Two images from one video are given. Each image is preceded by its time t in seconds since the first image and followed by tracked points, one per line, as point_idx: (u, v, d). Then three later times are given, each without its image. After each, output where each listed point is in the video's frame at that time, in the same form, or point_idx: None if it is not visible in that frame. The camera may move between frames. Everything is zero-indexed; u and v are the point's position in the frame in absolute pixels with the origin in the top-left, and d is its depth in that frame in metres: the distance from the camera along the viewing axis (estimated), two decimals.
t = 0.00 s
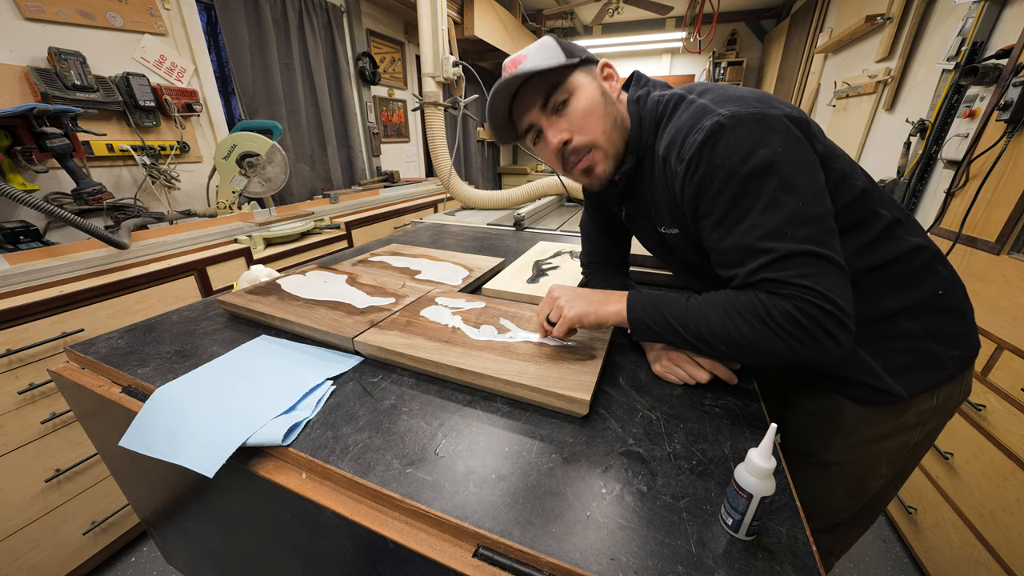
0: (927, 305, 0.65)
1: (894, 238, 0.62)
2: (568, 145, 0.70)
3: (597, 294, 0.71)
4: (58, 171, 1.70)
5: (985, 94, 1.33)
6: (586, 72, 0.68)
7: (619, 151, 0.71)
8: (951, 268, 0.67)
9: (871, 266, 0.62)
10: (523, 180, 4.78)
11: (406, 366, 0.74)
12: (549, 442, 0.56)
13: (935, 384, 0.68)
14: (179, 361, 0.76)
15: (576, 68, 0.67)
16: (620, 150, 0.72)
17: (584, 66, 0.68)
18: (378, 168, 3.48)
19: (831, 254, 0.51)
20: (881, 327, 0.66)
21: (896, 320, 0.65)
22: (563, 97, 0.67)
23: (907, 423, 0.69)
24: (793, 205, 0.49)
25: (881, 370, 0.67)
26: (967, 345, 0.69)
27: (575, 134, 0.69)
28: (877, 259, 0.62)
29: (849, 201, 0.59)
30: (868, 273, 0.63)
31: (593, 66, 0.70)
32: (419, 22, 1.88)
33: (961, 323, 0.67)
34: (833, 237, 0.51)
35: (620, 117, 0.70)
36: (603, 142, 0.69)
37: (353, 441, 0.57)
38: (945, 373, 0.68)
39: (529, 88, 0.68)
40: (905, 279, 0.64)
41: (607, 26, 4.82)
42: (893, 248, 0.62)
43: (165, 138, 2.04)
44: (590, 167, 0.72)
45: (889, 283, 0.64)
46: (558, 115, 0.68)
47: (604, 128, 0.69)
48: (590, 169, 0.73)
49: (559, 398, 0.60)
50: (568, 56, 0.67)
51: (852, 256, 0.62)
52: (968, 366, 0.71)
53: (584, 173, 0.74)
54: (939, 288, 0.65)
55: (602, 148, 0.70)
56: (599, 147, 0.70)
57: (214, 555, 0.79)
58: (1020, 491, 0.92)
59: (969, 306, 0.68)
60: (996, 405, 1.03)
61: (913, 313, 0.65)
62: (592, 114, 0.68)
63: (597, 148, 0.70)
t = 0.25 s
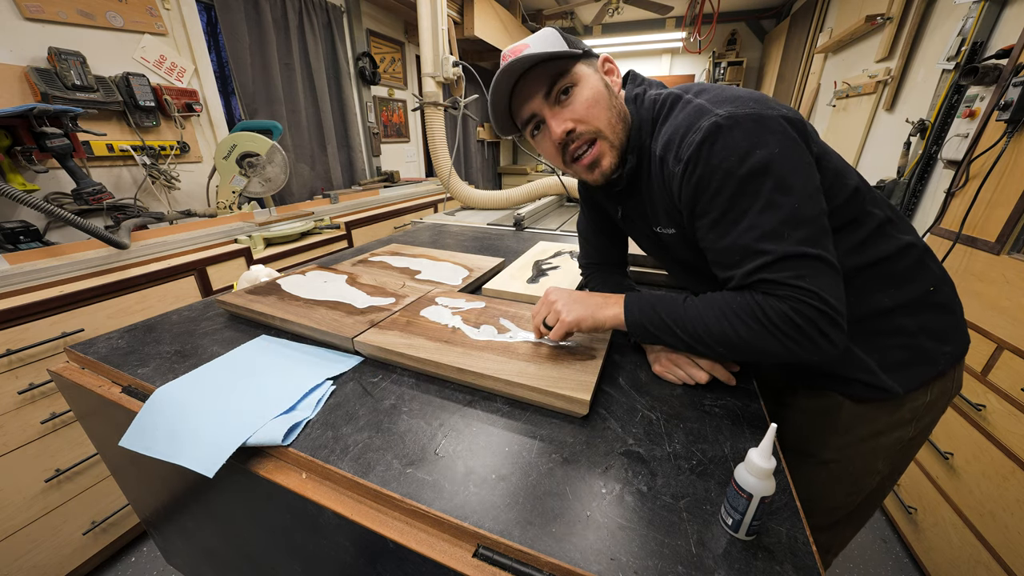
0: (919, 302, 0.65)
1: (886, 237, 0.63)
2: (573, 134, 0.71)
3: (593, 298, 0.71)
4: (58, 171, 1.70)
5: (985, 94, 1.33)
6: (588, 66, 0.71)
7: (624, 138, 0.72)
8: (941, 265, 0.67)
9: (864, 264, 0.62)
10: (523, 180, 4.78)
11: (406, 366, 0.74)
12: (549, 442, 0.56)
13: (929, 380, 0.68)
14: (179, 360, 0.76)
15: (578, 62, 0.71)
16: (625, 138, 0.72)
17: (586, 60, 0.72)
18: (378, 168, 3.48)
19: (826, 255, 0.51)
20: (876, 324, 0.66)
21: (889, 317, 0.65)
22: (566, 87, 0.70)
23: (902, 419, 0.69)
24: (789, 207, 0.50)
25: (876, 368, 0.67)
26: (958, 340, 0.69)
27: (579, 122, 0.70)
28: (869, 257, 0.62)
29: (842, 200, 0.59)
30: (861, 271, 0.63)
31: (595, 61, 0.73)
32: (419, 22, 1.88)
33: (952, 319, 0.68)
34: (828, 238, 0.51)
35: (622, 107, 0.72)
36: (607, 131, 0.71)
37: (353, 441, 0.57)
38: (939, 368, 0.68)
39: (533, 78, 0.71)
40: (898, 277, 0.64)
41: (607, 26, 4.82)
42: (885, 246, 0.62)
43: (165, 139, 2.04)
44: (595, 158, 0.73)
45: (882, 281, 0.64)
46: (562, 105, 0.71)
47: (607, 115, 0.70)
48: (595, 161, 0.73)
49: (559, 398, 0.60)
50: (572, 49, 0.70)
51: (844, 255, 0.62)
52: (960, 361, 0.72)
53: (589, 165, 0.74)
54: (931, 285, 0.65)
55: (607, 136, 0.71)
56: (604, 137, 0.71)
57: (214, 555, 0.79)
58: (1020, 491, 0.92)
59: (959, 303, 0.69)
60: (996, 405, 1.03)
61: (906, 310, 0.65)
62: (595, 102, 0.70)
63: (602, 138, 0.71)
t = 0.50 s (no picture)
0: (913, 300, 0.66)
1: (879, 235, 0.63)
2: (557, 155, 0.71)
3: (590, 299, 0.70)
4: (58, 171, 1.70)
5: (985, 94, 1.33)
6: (573, 79, 0.66)
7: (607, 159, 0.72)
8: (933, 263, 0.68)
9: (857, 262, 0.62)
10: (523, 180, 4.78)
11: (406, 366, 0.74)
12: (549, 442, 0.56)
13: (923, 377, 0.68)
14: (179, 360, 0.76)
15: (563, 76, 0.66)
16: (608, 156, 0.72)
17: (571, 71, 0.67)
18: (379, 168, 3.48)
19: (825, 251, 0.51)
20: (870, 322, 0.66)
21: (882, 314, 0.66)
22: (550, 108, 0.66)
23: (898, 416, 0.69)
24: (786, 204, 0.50)
25: (871, 365, 0.67)
26: (952, 337, 0.69)
27: (563, 145, 0.69)
28: (862, 254, 0.62)
29: (836, 199, 0.59)
30: (854, 269, 0.63)
31: (581, 69, 0.68)
32: (419, 22, 1.88)
33: (944, 316, 0.68)
34: (825, 234, 0.52)
35: (607, 125, 0.70)
36: (590, 151, 0.71)
37: (353, 441, 0.57)
38: (933, 365, 0.68)
39: (515, 99, 0.67)
40: (890, 275, 0.64)
41: (607, 26, 4.82)
42: (878, 244, 0.62)
43: (165, 139, 2.04)
44: (577, 175, 0.74)
45: (874, 279, 0.64)
46: (546, 126, 0.68)
47: (590, 138, 0.69)
48: (578, 178, 0.75)
49: (559, 398, 0.60)
50: (556, 63, 0.65)
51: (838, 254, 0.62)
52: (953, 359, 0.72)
53: (572, 181, 0.76)
54: (924, 282, 0.65)
55: (589, 158, 0.71)
56: (587, 157, 0.71)
57: (214, 555, 0.79)
58: (1020, 491, 0.92)
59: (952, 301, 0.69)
60: (996, 405, 1.03)
61: (899, 308, 0.66)
62: (578, 125, 0.68)
63: (585, 158, 0.71)
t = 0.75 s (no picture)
0: (910, 299, 0.66)
1: (876, 236, 0.63)
2: (531, 186, 0.81)
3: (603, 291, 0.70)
4: (58, 171, 1.70)
5: (985, 94, 1.33)
6: (540, 121, 0.70)
7: (575, 189, 0.79)
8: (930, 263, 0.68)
9: (855, 262, 0.62)
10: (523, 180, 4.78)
11: (406, 366, 0.74)
12: (549, 442, 0.56)
13: (920, 376, 0.68)
14: (179, 360, 0.76)
15: (530, 120, 0.70)
16: (576, 185, 0.79)
17: (540, 112, 0.70)
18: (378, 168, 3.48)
19: (828, 254, 0.51)
20: (867, 322, 0.66)
21: (880, 314, 0.66)
22: (518, 152, 0.75)
23: (895, 415, 0.69)
24: (788, 210, 0.50)
25: (868, 364, 0.67)
26: (949, 336, 0.70)
27: (533, 180, 0.79)
28: (860, 256, 0.62)
29: (833, 202, 0.59)
30: (852, 269, 0.63)
31: (554, 105, 0.69)
32: (419, 22, 1.88)
33: (942, 315, 0.68)
34: (827, 237, 0.52)
35: (575, 161, 0.74)
36: (558, 186, 0.78)
37: (353, 441, 0.57)
38: (930, 364, 0.69)
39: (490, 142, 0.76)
40: (888, 276, 0.64)
41: (607, 26, 4.82)
42: (875, 245, 0.63)
43: (165, 139, 2.04)
44: (551, 200, 0.84)
45: (872, 279, 0.64)
46: (518, 164, 0.78)
47: (555, 176, 0.76)
48: (552, 201, 0.85)
49: (559, 398, 0.60)
50: (523, 110, 0.70)
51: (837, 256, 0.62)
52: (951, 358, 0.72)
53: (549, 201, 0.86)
54: (920, 283, 0.66)
55: (556, 191, 0.80)
56: (555, 191, 0.80)
57: (214, 555, 0.79)
58: (1020, 491, 0.92)
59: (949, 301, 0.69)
60: (996, 405, 1.03)
61: (896, 308, 0.66)
62: (542, 166, 0.75)
63: (553, 191, 0.80)
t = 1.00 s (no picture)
0: (909, 300, 0.66)
1: (877, 236, 0.63)
2: (525, 181, 0.84)
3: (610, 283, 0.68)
4: (58, 171, 1.70)
5: (985, 94, 1.33)
6: (528, 123, 0.72)
7: (563, 188, 0.80)
8: (929, 263, 0.68)
9: (855, 263, 0.62)
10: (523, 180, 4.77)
11: (406, 366, 0.74)
12: (549, 443, 0.56)
13: (919, 377, 0.68)
14: (179, 360, 0.76)
15: (519, 121, 0.72)
16: (564, 185, 0.79)
17: (528, 114, 0.71)
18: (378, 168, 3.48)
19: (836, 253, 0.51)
20: (867, 323, 0.66)
21: (879, 314, 0.66)
22: (511, 150, 0.78)
23: (895, 415, 0.69)
24: (798, 212, 0.50)
25: (867, 365, 0.67)
26: (948, 337, 0.70)
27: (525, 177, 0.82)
28: (860, 256, 0.62)
29: (835, 202, 0.59)
30: (853, 269, 0.63)
31: (541, 108, 0.70)
32: (419, 22, 1.88)
33: (941, 316, 0.68)
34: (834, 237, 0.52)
35: (561, 163, 0.75)
36: (546, 185, 0.80)
37: (353, 441, 0.57)
38: (929, 365, 0.69)
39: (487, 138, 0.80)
40: (888, 276, 0.64)
41: (607, 26, 4.82)
42: (875, 245, 0.63)
43: (165, 139, 2.04)
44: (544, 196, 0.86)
45: (872, 280, 0.64)
46: (512, 161, 0.81)
47: (543, 175, 0.78)
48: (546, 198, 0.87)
49: (559, 398, 0.60)
50: (513, 112, 0.72)
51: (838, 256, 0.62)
52: (950, 359, 0.72)
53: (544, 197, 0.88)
54: (920, 283, 0.66)
55: (545, 188, 0.81)
56: (545, 189, 0.82)
57: (214, 555, 0.79)
58: (1020, 491, 0.92)
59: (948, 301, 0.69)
60: (996, 405, 1.03)
61: (895, 308, 0.66)
62: (531, 165, 0.77)
63: (543, 189, 0.82)
